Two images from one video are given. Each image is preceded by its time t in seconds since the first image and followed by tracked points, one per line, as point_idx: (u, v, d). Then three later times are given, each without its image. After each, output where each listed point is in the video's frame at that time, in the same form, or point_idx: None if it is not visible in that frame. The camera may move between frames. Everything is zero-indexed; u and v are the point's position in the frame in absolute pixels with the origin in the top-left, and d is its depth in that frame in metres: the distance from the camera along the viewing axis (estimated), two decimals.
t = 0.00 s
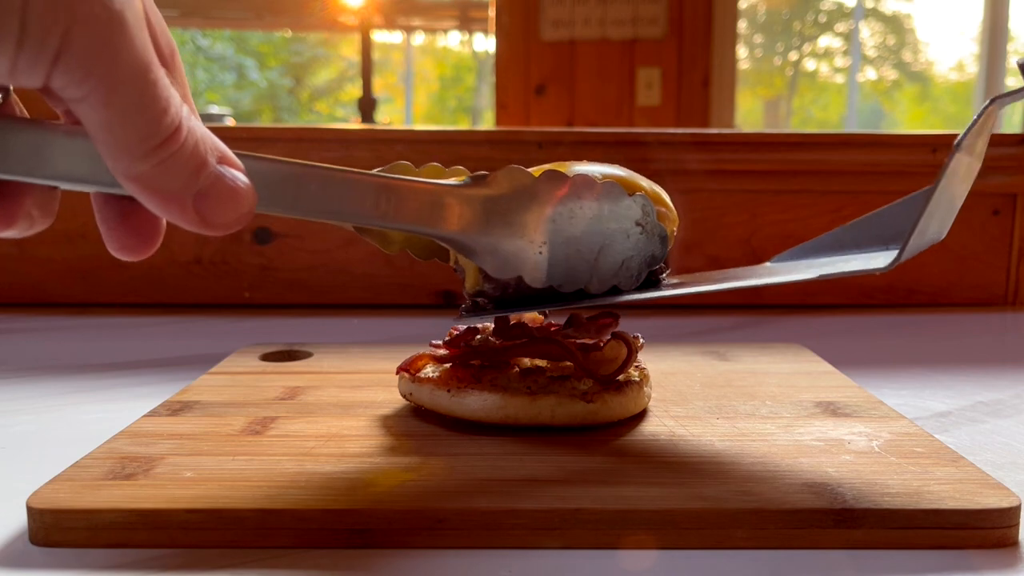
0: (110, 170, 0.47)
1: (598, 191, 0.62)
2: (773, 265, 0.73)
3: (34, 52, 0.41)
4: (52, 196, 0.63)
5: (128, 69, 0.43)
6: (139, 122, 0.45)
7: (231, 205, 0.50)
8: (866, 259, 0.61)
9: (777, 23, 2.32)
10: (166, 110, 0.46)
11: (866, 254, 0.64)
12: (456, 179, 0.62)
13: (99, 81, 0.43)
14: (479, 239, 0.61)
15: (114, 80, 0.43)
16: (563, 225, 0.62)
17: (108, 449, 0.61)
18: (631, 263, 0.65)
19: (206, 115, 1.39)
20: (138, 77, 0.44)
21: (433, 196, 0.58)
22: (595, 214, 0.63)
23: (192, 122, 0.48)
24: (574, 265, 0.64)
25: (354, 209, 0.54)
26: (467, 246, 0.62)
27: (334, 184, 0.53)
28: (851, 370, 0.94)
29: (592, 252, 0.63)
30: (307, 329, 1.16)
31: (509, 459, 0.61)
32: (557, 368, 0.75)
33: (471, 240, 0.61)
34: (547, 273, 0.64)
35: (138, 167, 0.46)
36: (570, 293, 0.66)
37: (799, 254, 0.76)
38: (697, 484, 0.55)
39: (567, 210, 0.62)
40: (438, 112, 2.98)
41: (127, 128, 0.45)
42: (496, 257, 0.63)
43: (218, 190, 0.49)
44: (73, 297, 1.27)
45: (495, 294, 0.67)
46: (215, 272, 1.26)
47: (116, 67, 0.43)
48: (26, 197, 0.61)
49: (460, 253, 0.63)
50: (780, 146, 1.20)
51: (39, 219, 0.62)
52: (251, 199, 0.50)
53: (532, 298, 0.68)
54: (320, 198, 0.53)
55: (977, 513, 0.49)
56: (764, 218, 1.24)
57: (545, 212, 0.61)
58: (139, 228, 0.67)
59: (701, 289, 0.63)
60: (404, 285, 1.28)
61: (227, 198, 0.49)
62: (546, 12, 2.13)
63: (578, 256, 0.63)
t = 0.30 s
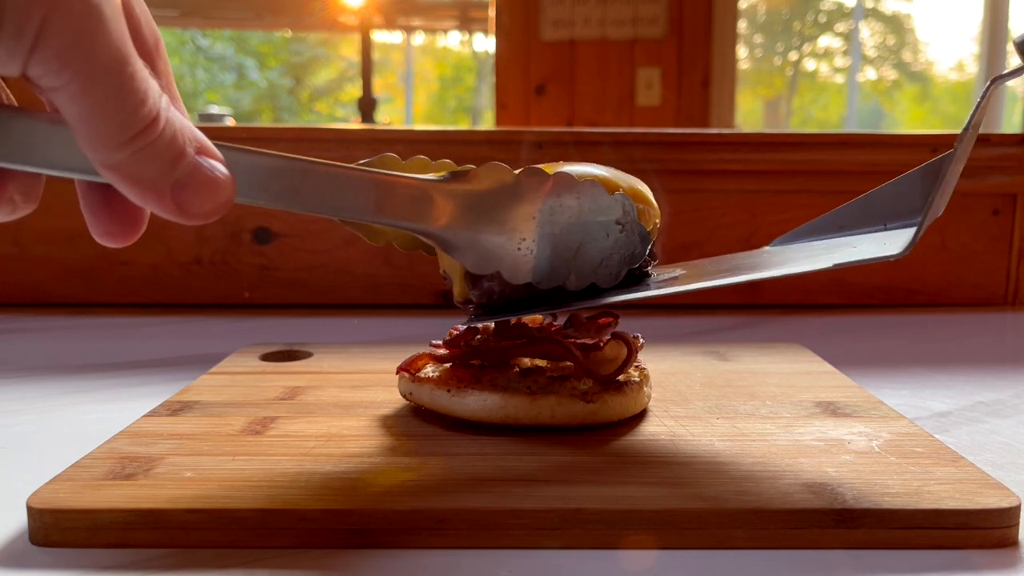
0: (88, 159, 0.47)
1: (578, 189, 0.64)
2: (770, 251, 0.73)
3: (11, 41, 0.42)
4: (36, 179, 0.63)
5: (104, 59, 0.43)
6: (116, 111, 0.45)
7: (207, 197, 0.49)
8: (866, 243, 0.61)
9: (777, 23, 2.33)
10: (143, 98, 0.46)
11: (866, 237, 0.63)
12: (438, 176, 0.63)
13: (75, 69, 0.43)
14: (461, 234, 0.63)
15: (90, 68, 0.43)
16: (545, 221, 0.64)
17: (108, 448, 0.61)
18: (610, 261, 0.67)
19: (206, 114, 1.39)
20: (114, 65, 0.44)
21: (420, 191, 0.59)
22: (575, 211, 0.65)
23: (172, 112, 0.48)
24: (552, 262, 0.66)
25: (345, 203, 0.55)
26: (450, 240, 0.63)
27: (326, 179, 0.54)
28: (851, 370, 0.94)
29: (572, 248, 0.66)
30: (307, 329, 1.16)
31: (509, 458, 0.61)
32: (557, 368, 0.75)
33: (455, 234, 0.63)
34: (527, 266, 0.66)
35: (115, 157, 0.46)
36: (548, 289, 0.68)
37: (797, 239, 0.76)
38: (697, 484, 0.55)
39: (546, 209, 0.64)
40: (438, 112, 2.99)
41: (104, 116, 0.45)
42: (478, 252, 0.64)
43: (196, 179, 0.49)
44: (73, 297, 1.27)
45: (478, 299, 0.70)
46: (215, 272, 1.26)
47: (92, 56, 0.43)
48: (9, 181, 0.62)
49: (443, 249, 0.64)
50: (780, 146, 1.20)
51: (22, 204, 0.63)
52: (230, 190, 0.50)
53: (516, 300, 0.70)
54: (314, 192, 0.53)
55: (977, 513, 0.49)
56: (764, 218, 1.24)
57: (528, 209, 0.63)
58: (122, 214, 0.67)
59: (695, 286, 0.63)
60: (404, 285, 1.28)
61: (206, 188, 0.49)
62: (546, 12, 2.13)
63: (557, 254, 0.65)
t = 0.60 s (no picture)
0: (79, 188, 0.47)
1: (561, 207, 0.67)
2: (774, 263, 0.73)
3: (3, 77, 0.41)
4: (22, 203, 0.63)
5: (98, 94, 0.43)
6: (109, 144, 0.45)
7: (200, 222, 0.50)
8: (869, 253, 0.60)
9: (778, 23, 2.33)
10: (136, 129, 0.46)
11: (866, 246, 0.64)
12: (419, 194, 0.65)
13: (69, 102, 0.43)
14: (444, 251, 0.65)
15: (83, 101, 0.43)
16: (530, 238, 0.67)
17: (108, 448, 0.61)
18: (595, 276, 0.70)
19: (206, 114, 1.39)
20: (108, 98, 0.44)
21: (405, 211, 0.61)
22: (558, 228, 0.67)
23: (162, 139, 0.48)
24: (539, 278, 0.69)
25: (335, 225, 0.57)
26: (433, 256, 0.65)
27: (316, 202, 0.55)
28: (851, 370, 0.94)
29: (557, 264, 0.68)
30: (307, 329, 1.16)
31: (509, 459, 0.61)
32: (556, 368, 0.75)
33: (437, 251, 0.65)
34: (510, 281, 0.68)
35: (108, 187, 0.46)
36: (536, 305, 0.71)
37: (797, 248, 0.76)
38: (697, 484, 0.55)
39: (530, 227, 0.67)
40: (438, 112, 2.99)
41: (97, 147, 0.45)
42: (461, 266, 0.67)
43: (189, 205, 0.49)
44: (73, 297, 1.27)
45: (467, 321, 0.72)
46: (215, 272, 1.27)
47: (86, 90, 0.43)
48: None
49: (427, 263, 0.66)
50: (780, 146, 1.20)
51: (13, 229, 0.63)
52: (221, 213, 0.51)
53: (505, 320, 0.72)
54: (304, 214, 0.55)
55: (976, 514, 0.49)
56: (764, 219, 1.24)
57: (512, 228, 0.66)
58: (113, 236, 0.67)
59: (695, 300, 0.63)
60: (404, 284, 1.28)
61: (199, 213, 0.49)
62: (546, 11, 2.13)
63: (544, 270, 0.68)
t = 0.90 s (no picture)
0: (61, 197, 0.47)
1: (542, 207, 0.67)
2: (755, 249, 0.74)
3: None
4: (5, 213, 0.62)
5: (78, 101, 0.43)
6: (88, 150, 0.45)
7: (181, 227, 0.49)
8: (848, 235, 0.61)
9: (778, 23, 2.33)
10: (116, 137, 0.46)
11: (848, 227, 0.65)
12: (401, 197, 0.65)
13: (48, 111, 0.43)
14: (424, 251, 0.65)
15: (63, 111, 0.43)
16: (513, 239, 0.67)
17: (108, 448, 0.61)
18: (577, 274, 0.70)
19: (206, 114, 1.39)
20: (86, 107, 0.44)
21: (383, 213, 0.61)
22: (540, 228, 0.67)
23: (145, 148, 0.48)
24: (522, 279, 0.68)
25: (316, 228, 0.56)
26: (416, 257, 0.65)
27: (296, 204, 0.54)
28: (851, 370, 0.94)
29: (540, 263, 0.68)
30: (306, 329, 1.16)
31: (508, 459, 0.61)
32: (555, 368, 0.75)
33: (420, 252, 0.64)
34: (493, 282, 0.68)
35: (88, 193, 0.46)
36: (518, 303, 0.71)
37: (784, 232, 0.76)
38: (697, 484, 0.55)
39: (513, 228, 0.66)
40: (438, 112, 2.99)
41: (76, 156, 0.45)
42: (443, 267, 0.67)
43: (169, 212, 0.48)
44: (74, 297, 1.27)
45: (452, 322, 0.73)
46: (215, 272, 1.27)
47: (65, 99, 0.43)
48: None
49: (409, 265, 0.66)
50: (780, 146, 1.20)
51: None
52: (203, 221, 0.50)
53: (492, 321, 0.73)
54: (283, 218, 0.53)
55: (976, 514, 0.49)
56: (764, 218, 1.24)
57: (491, 227, 0.66)
58: (98, 243, 0.67)
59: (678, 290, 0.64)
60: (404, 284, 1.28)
61: (180, 220, 0.48)
62: (546, 11, 2.13)
63: (525, 269, 0.68)
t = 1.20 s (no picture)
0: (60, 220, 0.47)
1: (538, 210, 0.67)
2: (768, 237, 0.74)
3: None
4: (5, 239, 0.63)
5: (75, 128, 0.43)
6: (86, 174, 0.45)
7: (180, 246, 0.49)
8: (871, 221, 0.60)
9: (778, 23, 2.33)
10: (113, 160, 0.45)
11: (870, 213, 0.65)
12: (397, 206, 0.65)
13: (45, 139, 0.43)
14: (422, 261, 0.65)
15: (60, 137, 0.43)
16: (511, 243, 0.67)
17: (108, 448, 0.61)
18: (573, 275, 0.70)
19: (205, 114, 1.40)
20: (84, 133, 0.44)
21: (381, 225, 0.61)
22: (535, 233, 0.67)
23: (141, 168, 0.48)
24: (520, 282, 0.69)
25: (313, 242, 0.56)
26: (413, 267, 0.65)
27: (292, 218, 0.55)
28: (851, 370, 0.94)
29: (539, 267, 0.68)
30: (306, 329, 1.16)
31: (508, 459, 0.61)
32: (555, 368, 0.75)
33: (417, 261, 0.65)
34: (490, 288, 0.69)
35: (88, 216, 0.46)
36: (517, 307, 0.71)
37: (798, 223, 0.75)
38: (697, 484, 0.55)
39: (510, 233, 0.66)
40: (438, 112, 2.99)
41: (73, 181, 0.45)
42: (440, 274, 0.68)
43: (167, 233, 0.48)
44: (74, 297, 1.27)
45: (456, 330, 0.73)
46: (215, 272, 1.27)
47: (62, 125, 0.43)
48: None
49: (407, 274, 0.67)
50: (779, 146, 1.20)
51: None
52: (201, 240, 0.50)
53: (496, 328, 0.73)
54: (278, 231, 0.54)
55: (977, 514, 0.50)
56: (764, 218, 1.24)
57: (487, 233, 0.66)
58: (96, 263, 0.67)
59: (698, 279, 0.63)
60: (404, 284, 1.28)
61: (180, 240, 0.48)
62: (546, 11, 2.13)
63: (523, 273, 0.68)
